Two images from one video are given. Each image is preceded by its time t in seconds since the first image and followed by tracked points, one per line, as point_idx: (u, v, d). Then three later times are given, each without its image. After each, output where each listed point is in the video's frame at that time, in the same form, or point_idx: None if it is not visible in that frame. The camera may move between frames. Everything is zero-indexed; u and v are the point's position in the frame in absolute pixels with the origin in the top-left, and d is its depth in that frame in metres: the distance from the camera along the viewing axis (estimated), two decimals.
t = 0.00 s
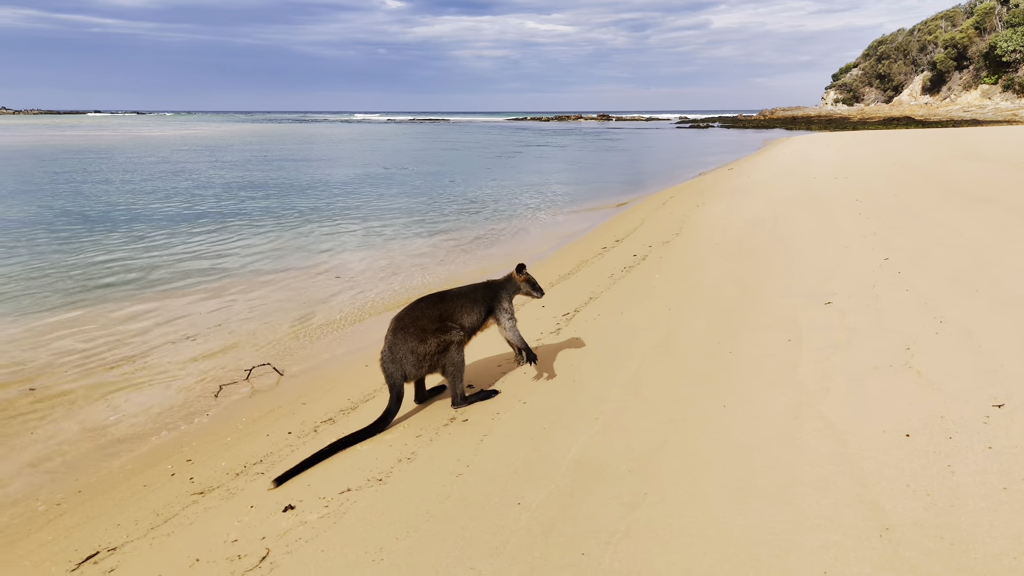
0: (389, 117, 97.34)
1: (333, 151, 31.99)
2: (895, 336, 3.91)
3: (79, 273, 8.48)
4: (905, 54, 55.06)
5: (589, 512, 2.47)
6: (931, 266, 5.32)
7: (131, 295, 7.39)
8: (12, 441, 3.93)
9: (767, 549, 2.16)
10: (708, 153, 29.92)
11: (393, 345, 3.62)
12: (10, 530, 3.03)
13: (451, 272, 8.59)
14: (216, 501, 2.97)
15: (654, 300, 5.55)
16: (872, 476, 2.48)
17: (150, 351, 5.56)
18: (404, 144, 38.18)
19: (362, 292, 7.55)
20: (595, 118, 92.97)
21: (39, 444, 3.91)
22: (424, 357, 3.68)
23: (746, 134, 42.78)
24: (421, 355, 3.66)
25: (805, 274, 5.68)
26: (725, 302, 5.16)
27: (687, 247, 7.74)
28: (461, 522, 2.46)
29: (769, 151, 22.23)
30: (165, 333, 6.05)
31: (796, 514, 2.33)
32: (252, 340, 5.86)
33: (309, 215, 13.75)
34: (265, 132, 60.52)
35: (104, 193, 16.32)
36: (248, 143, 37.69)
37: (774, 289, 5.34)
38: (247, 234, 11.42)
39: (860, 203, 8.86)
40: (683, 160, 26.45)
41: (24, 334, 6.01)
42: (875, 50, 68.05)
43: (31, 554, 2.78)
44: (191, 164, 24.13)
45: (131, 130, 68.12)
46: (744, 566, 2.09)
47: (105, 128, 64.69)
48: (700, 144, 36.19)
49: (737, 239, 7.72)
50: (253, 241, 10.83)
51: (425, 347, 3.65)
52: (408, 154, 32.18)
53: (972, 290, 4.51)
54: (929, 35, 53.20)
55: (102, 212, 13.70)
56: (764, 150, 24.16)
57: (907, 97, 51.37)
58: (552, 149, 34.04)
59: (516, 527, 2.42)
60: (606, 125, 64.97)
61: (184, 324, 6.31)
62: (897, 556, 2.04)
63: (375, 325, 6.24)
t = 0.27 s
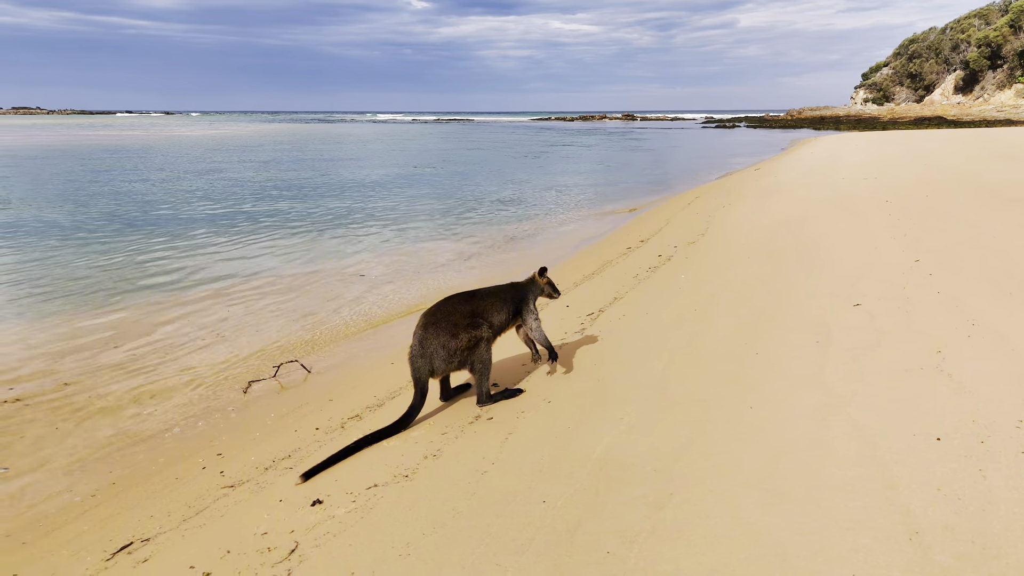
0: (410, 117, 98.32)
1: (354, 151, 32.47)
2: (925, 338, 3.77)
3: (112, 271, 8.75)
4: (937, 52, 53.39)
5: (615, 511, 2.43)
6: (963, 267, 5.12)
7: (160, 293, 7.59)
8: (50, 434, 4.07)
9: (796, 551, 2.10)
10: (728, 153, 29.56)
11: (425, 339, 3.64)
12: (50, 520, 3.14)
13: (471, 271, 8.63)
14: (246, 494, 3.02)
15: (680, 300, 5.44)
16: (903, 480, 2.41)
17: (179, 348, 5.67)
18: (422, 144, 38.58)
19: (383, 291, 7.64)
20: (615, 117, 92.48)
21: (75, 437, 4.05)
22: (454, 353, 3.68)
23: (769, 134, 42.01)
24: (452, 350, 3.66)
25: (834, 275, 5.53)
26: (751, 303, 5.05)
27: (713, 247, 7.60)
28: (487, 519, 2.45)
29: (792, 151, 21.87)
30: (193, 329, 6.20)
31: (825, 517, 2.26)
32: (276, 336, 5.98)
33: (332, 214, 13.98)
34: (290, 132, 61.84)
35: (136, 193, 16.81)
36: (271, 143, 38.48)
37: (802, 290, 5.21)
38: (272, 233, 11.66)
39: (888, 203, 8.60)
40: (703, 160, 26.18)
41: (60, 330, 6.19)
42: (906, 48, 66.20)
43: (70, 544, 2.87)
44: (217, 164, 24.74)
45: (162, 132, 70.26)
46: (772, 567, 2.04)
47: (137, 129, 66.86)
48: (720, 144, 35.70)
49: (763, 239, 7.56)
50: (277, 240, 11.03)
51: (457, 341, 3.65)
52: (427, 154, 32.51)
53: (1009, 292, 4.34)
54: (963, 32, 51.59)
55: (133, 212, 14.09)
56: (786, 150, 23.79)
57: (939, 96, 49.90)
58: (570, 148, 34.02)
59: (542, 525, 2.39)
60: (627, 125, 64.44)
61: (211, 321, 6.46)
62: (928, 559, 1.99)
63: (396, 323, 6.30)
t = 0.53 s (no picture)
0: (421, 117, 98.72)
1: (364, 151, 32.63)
2: (940, 339, 3.71)
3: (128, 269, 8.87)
4: (953, 52, 52.60)
5: (627, 510, 2.41)
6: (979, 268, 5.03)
7: (174, 291, 7.68)
8: (66, 431, 4.13)
9: (810, 551, 2.08)
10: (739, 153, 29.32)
11: (446, 330, 3.63)
12: (67, 516, 3.18)
13: (480, 271, 8.63)
14: (261, 491, 3.04)
15: (694, 300, 5.39)
16: (915, 480, 2.39)
17: (192, 347, 5.73)
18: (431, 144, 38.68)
19: (393, 290, 7.67)
20: (625, 117, 92.10)
21: (92, 434, 4.10)
22: (473, 345, 3.69)
23: (781, 134, 41.56)
24: (471, 342, 3.67)
25: (849, 275, 5.45)
26: (764, 303, 4.99)
27: (726, 248, 7.52)
28: (500, 517, 2.44)
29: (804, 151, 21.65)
30: (206, 328, 6.26)
31: (839, 517, 2.23)
32: (288, 335, 6.02)
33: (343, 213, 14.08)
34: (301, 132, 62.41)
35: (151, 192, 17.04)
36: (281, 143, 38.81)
37: (817, 290, 5.14)
38: (283, 233, 11.75)
39: (903, 203, 8.48)
40: (714, 160, 26.01)
41: (77, 328, 6.29)
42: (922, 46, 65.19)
43: (88, 538, 2.91)
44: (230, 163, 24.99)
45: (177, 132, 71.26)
46: (785, 567, 2.02)
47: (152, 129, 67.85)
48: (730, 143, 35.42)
49: (777, 240, 7.47)
50: (289, 239, 11.11)
51: (480, 333, 3.68)
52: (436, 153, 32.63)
53: None
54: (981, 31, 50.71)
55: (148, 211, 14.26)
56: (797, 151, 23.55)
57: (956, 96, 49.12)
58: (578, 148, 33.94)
59: (554, 523, 2.38)
60: (638, 125, 64.11)
61: (224, 320, 6.52)
62: (942, 561, 1.97)
63: (407, 322, 6.32)
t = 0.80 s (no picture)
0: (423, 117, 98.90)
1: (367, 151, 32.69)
2: (944, 339, 3.70)
3: (132, 270, 8.91)
4: (957, 51, 52.44)
5: (630, 509, 2.42)
6: (983, 268, 5.01)
7: (178, 292, 7.70)
8: (72, 431, 4.16)
9: (812, 550, 2.09)
10: (742, 153, 29.31)
11: (458, 321, 3.71)
12: (73, 514, 3.21)
13: (483, 271, 8.64)
14: (264, 491, 3.05)
15: (696, 301, 5.40)
16: (919, 481, 2.38)
17: (196, 347, 5.74)
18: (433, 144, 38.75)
19: (396, 290, 7.68)
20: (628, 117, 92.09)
21: (97, 434, 4.13)
22: (483, 338, 3.77)
23: (784, 134, 41.46)
24: (482, 334, 3.75)
25: (852, 275, 5.44)
26: (767, 303, 4.98)
27: (728, 248, 7.51)
28: (503, 516, 2.45)
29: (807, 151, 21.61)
30: (210, 329, 6.28)
31: (841, 517, 2.24)
32: (291, 336, 6.04)
33: (346, 213, 14.12)
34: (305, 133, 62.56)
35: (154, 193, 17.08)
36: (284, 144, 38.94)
37: (819, 290, 5.14)
38: (287, 233, 11.78)
39: (907, 203, 8.45)
40: (717, 160, 25.99)
41: (81, 328, 6.31)
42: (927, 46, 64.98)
43: (93, 537, 2.93)
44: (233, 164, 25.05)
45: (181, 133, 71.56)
46: (787, 567, 2.03)
47: (156, 129, 68.17)
48: (733, 144, 35.38)
49: (780, 240, 7.47)
50: (292, 240, 11.13)
51: (491, 326, 3.75)
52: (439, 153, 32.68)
53: None
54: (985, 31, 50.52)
55: (151, 211, 14.29)
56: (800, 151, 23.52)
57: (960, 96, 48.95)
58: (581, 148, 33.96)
59: (558, 522, 2.39)
60: (641, 125, 64.03)
61: (228, 320, 6.54)
62: (944, 560, 1.97)
63: (409, 322, 6.33)
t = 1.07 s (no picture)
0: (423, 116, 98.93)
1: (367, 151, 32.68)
2: (943, 339, 3.71)
3: (132, 270, 8.90)
4: (956, 51, 52.43)
5: (629, 508, 2.43)
6: (982, 268, 5.02)
7: (178, 292, 7.70)
8: (72, 431, 4.16)
9: (810, 548, 2.10)
10: (742, 152, 29.30)
11: (475, 306, 3.96)
12: (73, 513, 3.22)
13: (484, 271, 8.65)
14: (265, 490, 3.06)
15: (696, 300, 5.41)
16: (917, 479, 2.40)
17: (195, 347, 5.75)
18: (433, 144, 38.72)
19: (396, 290, 7.69)
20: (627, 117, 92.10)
21: (97, 433, 4.14)
22: (496, 325, 4.00)
23: (784, 134, 41.46)
24: (495, 321, 3.99)
25: (851, 275, 5.46)
26: (766, 303, 5.00)
27: (728, 248, 7.51)
28: (503, 515, 2.46)
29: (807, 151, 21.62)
30: (209, 328, 6.28)
31: (839, 515, 2.25)
32: (291, 335, 6.05)
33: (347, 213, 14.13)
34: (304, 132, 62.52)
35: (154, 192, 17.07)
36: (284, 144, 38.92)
37: (818, 290, 5.15)
38: (287, 232, 11.79)
39: (906, 203, 8.46)
40: (717, 160, 26.00)
41: (80, 328, 6.31)
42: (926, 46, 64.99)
43: (94, 536, 2.94)
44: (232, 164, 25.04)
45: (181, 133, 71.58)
46: (786, 565, 2.04)
47: (156, 129, 68.19)
48: (733, 143, 35.36)
49: (780, 240, 7.48)
50: (292, 239, 11.13)
51: (504, 314, 4.01)
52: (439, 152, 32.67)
53: None
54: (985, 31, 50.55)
55: (151, 211, 14.27)
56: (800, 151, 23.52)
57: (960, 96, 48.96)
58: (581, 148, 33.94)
59: (558, 521, 2.40)
60: (641, 125, 63.99)
61: (228, 320, 6.54)
62: (941, 558, 1.99)
63: (410, 322, 6.34)
